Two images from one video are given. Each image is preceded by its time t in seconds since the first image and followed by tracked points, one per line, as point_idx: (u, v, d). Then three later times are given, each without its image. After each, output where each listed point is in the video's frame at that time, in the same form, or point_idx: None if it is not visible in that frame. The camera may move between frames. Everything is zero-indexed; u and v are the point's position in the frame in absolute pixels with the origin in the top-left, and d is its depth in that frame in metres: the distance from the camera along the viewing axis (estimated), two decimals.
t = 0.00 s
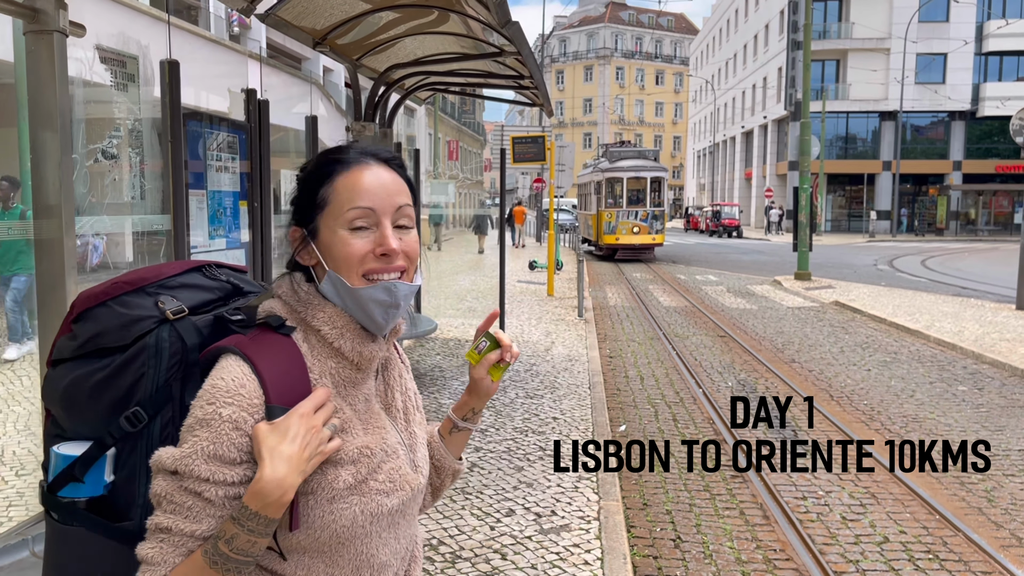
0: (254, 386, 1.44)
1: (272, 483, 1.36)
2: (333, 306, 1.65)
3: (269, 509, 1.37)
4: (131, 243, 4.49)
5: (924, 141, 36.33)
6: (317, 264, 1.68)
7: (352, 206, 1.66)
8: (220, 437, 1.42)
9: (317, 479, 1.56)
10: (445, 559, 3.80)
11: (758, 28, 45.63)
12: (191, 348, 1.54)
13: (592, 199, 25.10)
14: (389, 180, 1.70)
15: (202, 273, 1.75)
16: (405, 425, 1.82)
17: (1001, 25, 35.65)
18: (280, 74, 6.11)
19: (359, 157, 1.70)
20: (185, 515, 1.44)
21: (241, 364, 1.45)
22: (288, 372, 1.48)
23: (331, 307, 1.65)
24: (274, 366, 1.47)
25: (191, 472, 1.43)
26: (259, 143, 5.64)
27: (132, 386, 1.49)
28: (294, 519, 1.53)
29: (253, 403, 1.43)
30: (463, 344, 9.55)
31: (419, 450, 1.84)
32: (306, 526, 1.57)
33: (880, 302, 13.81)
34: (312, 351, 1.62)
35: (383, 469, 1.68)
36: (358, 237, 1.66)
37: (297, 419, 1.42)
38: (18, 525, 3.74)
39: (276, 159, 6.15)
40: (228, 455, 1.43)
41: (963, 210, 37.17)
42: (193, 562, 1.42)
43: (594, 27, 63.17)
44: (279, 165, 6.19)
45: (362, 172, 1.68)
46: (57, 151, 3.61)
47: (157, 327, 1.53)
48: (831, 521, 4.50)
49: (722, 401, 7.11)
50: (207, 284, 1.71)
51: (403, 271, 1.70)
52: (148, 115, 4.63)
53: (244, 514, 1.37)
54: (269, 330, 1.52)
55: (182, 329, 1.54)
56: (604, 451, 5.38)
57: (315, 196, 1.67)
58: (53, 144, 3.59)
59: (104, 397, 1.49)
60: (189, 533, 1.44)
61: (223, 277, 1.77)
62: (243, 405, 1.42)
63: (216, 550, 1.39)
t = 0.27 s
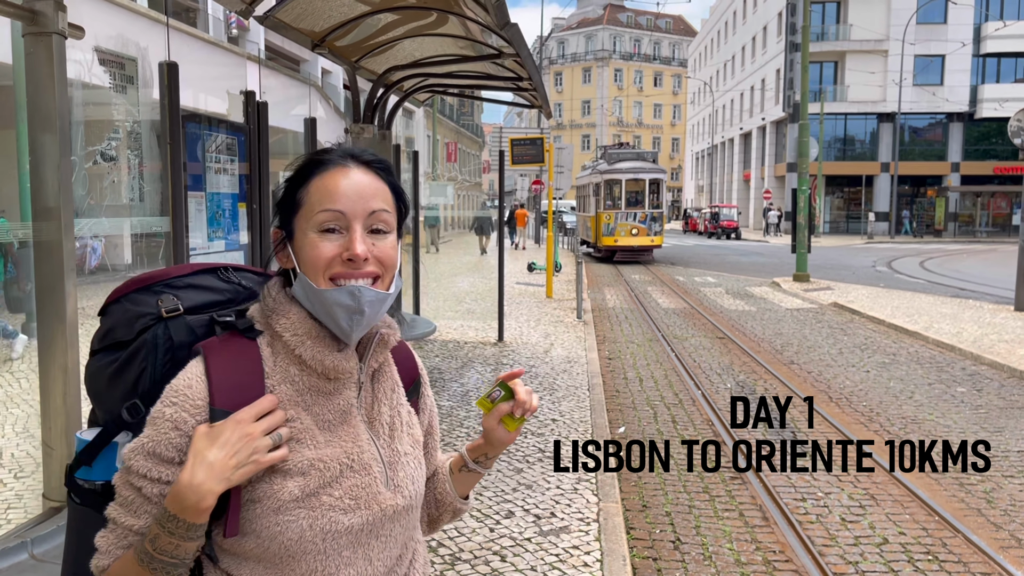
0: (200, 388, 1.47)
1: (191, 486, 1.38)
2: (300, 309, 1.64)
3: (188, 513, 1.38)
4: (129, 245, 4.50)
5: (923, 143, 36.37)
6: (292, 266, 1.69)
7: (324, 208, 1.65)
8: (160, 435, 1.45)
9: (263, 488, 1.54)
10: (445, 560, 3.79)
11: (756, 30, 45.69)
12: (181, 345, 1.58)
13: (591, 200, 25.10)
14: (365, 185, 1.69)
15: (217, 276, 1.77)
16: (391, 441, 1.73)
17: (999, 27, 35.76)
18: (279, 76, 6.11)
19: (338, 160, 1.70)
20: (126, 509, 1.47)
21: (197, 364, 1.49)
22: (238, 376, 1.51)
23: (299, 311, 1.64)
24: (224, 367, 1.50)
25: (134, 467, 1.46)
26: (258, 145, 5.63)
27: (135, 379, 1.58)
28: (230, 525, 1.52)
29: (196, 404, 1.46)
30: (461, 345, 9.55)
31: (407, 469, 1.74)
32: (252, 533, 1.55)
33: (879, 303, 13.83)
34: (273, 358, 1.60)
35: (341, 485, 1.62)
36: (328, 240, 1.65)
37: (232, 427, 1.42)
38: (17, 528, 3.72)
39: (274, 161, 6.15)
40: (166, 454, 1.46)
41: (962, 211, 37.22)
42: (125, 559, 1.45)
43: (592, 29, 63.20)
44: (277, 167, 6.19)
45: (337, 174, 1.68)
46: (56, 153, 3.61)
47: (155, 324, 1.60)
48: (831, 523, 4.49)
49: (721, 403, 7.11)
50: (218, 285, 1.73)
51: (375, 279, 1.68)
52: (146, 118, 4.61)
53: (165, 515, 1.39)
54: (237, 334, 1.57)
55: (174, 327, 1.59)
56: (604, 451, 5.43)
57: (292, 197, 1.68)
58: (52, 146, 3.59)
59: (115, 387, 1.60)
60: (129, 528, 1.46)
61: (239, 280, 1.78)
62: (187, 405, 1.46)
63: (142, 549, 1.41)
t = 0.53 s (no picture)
0: (181, 386, 1.53)
1: (144, 482, 1.41)
2: (293, 315, 1.64)
3: (143, 508, 1.41)
4: (127, 247, 4.54)
5: (922, 144, 36.39)
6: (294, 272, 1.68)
7: (331, 215, 1.64)
8: (141, 428, 1.52)
9: (232, 492, 1.55)
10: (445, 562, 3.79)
11: (755, 31, 45.73)
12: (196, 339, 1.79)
13: (590, 202, 25.12)
14: (373, 192, 1.69)
15: (248, 276, 1.95)
16: (379, 461, 1.67)
17: (997, 28, 35.83)
18: (278, 78, 6.10)
19: (346, 166, 1.69)
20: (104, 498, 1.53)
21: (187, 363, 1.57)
22: (218, 377, 1.53)
23: (293, 317, 1.63)
24: (207, 367, 1.54)
25: (117, 459, 1.53)
26: (257, 147, 5.64)
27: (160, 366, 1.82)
28: (194, 525, 1.54)
29: (176, 402, 1.52)
30: (460, 347, 9.55)
31: (394, 493, 1.67)
32: (220, 536, 1.56)
33: (877, 304, 13.83)
34: (259, 363, 1.59)
35: (311, 500, 1.58)
36: (334, 247, 1.64)
37: (198, 428, 1.42)
38: (16, 530, 3.70)
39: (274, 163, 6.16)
40: (142, 447, 1.52)
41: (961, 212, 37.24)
42: (96, 550, 1.51)
43: (590, 30, 63.24)
44: (276, 169, 6.20)
45: (346, 181, 1.67)
46: (54, 155, 3.60)
47: (179, 319, 1.84)
48: (830, 525, 4.49)
49: (720, 404, 7.11)
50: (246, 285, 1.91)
51: (381, 289, 1.67)
52: (146, 119, 4.59)
53: (127, 509, 1.43)
54: (233, 338, 1.61)
55: (192, 322, 1.81)
56: (604, 450, 5.45)
57: (298, 201, 1.68)
58: (50, 148, 3.58)
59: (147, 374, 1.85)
60: (105, 517, 1.52)
61: (268, 280, 1.92)
62: (167, 403, 1.51)
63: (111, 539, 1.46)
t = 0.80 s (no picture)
0: (195, 384, 1.54)
1: (150, 480, 1.43)
2: (312, 321, 1.63)
3: (146, 506, 1.44)
4: (127, 249, 4.52)
5: (920, 146, 36.40)
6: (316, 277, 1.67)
7: (354, 217, 1.64)
8: (151, 424, 1.54)
9: (235, 498, 1.54)
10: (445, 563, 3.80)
11: (754, 32, 45.71)
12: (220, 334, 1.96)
13: (589, 203, 25.14)
14: (396, 197, 1.69)
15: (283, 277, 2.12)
16: (389, 480, 1.66)
17: (996, 29, 35.84)
18: (277, 79, 6.09)
19: (370, 170, 1.70)
20: (113, 491, 1.56)
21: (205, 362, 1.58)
22: (233, 379, 1.53)
23: (311, 323, 1.62)
24: (220, 366, 1.54)
25: (128, 452, 1.56)
26: (256, 149, 5.64)
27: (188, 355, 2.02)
28: (193, 526, 1.53)
29: (187, 400, 1.53)
30: (459, 348, 9.55)
31: (401, 514, 1.65)
32: (220, 540, 1.56)
33: (876, 306, 13.83)
34: (274, 367, 1.59)
35: (313, 514, 1.57)
36: (355, 252, 1.62)
37: (203, 430, 1.44)
38: (14, 532, 3.68)
39: (272, 164, 6.16)
40: (150, 442, 1.54)
41: (960, 213, 37.25)
42: (100, 542, 1.55)
43: (589, 31, 63.23)
44: (275, 170, 6.20)
45: (369, 185, 1.68)
46: (52, 157, 3.60)
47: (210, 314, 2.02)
48: (829, 526, 4.49)
49: (719, 405, 7.11)
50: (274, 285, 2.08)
51: (401, 299, 1.64)
52: (144, 121, 4.60)
53: (128, 504, 1.47)
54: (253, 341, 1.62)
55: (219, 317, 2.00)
56: (603, 451, 5.48)
57: (322, 205, 1.68)
58: (48, 150, 3.58)
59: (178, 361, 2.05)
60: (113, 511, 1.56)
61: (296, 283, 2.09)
62: (180, 400, 1.53)
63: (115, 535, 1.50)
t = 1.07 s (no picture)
0: (214, 390, 1.52)
1: (173, 490, 1.42)
2: (334, 324, 1.62)
3: (168, 516, 1.44)
4: (125, 250, 4.52)
5: (919, 146, 36.42)
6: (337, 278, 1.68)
7: (376, 215, 1.64)
8: (170, 432, 1.52)
9: (261, 506, 1.54)
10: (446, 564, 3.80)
11: (752, 33, 45.74)
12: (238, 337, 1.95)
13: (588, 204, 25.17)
14: (419, 194, 1.69)
15: (296, 278, 2.15)
16: (413, 487, 1.66)
17: (995, 30, 35.87)
18: (276, 80, 6.10)
19: (394, 169, 1.71)
20: (131, 500, 1.56)
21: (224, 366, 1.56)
22: (254, 382, 1.52)
23: (333, 326, 1.61)
24: (241, 371, 1.53)
25: (145, 460, 1.54)
26: (254, 150, 5.61)
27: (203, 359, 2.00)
28: (218, 537, 1.53)
29: (207, 407, 1.51)
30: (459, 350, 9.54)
31: (426, 522, 1.66)
32: (244, 549, 1.56)
33: (876, 307, 13.83)
34: (296, 370, 1.58)
35: (339, 523, 1.58)
36: (376, 251, 1.62)
37: (226, 438, 1.43)
38: (12, 533, 3.66)
39: (271, 165, 6.16)
40: (168, 450, 1.52)
41: (958, 214, 37.26)
42: (118, 553, 1.55)
43: (588, 32, 63.27)
44: (273, 171, 6.19)
45: (392, 184, 1.68)
46: (50, 158, 3.60)
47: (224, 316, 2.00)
48: (828, 527, 4.49)
49: (719, 406, 7.12)
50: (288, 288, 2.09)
51: (420, 301, 1.63)
52: (143, 122, 4.57)
53: (148, 516, 1.46)
54: (273, 343, 1.61)
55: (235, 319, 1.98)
56: (603, 451, 5.50)
57: (345, 204, 1.69)
58: (46, 150, 3.57)
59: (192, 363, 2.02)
60: (130, 520, 1.55)
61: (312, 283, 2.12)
62: (199, 406, 1.51)
63: (133, 546, 1.50)
